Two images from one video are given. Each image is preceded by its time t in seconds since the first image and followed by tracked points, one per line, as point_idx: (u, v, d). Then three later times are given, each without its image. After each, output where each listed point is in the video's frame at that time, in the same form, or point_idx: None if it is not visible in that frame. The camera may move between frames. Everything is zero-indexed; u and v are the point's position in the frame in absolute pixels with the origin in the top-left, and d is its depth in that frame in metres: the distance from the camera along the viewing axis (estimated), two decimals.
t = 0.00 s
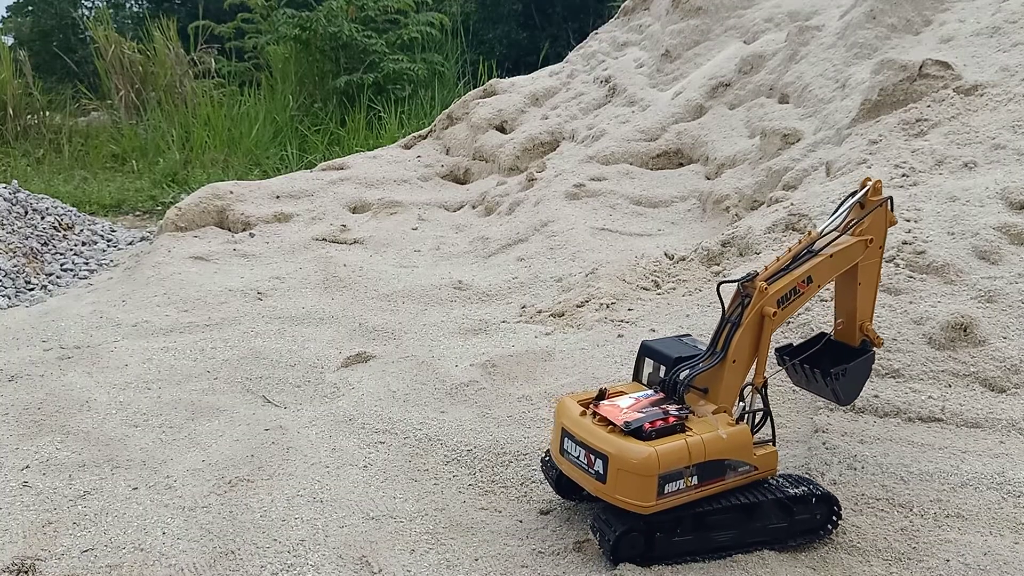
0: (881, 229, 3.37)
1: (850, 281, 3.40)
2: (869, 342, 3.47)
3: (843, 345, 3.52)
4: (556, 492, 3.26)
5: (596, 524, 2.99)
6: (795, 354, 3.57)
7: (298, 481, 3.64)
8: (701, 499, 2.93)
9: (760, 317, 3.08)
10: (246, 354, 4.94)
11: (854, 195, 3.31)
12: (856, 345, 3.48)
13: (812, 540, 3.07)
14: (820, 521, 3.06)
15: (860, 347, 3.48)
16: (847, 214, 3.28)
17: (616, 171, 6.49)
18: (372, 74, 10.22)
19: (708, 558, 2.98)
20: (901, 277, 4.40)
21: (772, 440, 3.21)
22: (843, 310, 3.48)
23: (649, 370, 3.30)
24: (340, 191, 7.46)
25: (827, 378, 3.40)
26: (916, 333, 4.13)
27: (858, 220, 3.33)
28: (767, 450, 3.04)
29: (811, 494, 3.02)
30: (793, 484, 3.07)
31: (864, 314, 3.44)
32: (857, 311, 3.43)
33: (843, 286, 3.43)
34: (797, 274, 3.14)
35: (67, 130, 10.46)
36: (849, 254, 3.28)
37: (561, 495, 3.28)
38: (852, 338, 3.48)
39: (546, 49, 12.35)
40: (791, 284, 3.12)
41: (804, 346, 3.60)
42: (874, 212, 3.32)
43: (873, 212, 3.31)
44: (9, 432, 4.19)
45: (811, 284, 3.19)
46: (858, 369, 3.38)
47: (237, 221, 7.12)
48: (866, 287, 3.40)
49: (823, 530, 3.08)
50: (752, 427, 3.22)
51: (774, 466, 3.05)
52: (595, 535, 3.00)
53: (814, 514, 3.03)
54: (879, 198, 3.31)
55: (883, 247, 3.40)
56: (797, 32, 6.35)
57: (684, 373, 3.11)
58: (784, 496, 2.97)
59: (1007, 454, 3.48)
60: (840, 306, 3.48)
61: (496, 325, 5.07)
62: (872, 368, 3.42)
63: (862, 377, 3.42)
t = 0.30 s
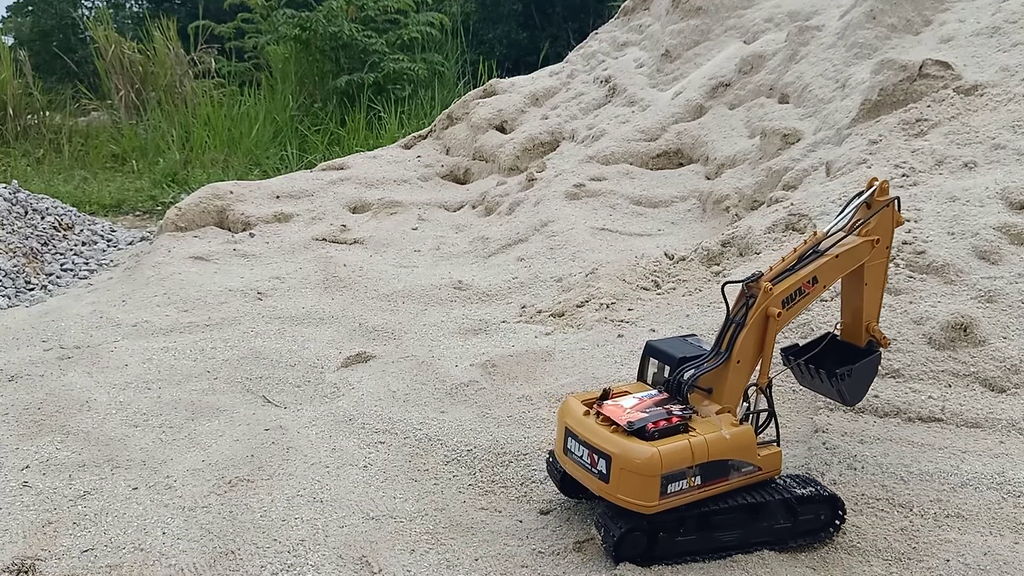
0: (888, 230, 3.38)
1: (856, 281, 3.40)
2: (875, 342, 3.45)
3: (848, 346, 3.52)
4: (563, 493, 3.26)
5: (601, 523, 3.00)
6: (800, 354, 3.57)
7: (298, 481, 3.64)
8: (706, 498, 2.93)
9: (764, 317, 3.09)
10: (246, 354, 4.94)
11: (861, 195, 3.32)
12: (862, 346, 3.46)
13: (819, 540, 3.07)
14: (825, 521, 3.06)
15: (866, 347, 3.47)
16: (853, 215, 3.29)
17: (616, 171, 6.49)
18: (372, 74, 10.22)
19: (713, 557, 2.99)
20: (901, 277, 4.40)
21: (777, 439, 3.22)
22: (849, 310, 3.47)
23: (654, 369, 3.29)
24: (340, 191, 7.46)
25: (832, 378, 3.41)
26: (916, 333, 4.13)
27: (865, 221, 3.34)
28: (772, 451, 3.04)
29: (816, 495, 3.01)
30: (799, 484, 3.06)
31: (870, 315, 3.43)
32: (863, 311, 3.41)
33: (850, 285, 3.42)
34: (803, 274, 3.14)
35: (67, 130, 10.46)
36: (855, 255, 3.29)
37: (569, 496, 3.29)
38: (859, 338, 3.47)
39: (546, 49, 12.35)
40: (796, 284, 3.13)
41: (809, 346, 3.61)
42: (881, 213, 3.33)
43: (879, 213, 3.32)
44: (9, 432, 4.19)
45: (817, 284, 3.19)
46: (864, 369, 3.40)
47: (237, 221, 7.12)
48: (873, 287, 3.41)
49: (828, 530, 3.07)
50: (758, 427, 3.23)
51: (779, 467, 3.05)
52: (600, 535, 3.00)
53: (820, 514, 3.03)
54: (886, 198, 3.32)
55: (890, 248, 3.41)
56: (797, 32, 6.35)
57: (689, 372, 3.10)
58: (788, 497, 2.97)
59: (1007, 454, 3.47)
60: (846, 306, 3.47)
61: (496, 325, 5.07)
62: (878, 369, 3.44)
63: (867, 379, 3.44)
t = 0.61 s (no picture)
0: (890, 218, 3.38)
1: (862, 271, 3.41)
2: (885, 330, 3.49)
3: (859, 335, 3.55)
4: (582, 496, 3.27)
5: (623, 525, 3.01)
6: (810, 346, 3.62)
7: (298, 481, 3.64)
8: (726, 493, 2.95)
9: (772, 310, 3.09)
10: (246, 354, 4.94)
11: (862, 185, 3.31)
12: (872, 334, 3.50)
13: (839, 530, 3.09)
14: (844, 510, 3.08)
15: (877, 336, 3.49)
16: (855, 205, 3.28)
17: (616, 171, 6.49)
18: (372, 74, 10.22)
19: (736, 552, 3.00)
20: (901, 277, 4.40)
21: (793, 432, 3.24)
22: (858, 299, 3.49)
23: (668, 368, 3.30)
24: (340, 191, 7.46)
25: (843, 368, 3.44)
26: (916, 333, 4.13)
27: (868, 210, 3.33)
28: (789, 443, 3.06)
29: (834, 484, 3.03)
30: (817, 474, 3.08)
31: (879, 304, 3.46)
32: (871, 300, 3.44)
33: (856, 275, 3.43)
34: (808, 267, 3.14)
35: (67, 130, 10.46)
36: (859, 245, 3.28)
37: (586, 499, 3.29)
38: (868, 327, 3.50)
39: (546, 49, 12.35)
40: (802, 277, 3.12)
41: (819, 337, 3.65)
42: (882, 201, 3.32)
43: (881, 202, 3.32)
44: (9, 432, 4.19)
45: (822, 276, 3.20)
46: (876, 357, 3.43)
47: (237, 221, 7.12)
48: (879, 277, 3.41)
49: (849, 519, 3.11)
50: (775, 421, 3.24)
51: (796, 458, 3.07)
52: (623, 536, 3.01)
53: (838, 503, 3.06)
54: (887, 187, 3.32)
55: (893, 236, 3.41)
56: (797, 32, 6.35)
57: (701, 370, 3.10)
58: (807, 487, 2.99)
59: (1007, 454, 3.47)
60: (854, 295, 3.49)
61: (497, 325, 5.07)
62: (890, 356, 3.46)
63: (879, 367, 3.47)
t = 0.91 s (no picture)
0: (894, 208, 3.42)
1: (869, 262, 3.44)
2: (894, 318, 3.53)
3: (867, 325, 3.56)
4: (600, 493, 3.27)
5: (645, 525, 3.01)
6: (821, 338, 3.60)
7: (298, 481, 3.64)
8: (747, 488, 2.96)
9: (784, 304, 3.09)
10: (246, 354, 4.94)
11: (865, 176, 3.34)
12: (881, 323, 3.53)
13: (857, 520, 3.13)
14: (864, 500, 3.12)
15: (887, 324, 3.52)
16: (860, 196, 3.30)
17: (616, 171, 6.49)
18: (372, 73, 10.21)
19: (759, 546, 3.01)
20: (901, 277, 4.40)
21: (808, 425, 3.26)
22: (865, 290, 3.52)
23: (682, 367, 3.28)
24: (340, 191, 7.46)
25: (856, 358, 3.45)
26: (916, 333, 4.13)
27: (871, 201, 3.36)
28: (806, 435, 3.09)
29: (853, 475, 3.06)
30: (835, 466, 3.11)
31: (886, 293, 3.50)
32: (879, 291, 3.48)
33: (863, 267, 3.46)
34: (817, 260, 3.14)
35: (67, 130, 10.46)
36: (866, 235, 3.31)
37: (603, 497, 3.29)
38: (878, 316, 3.53)
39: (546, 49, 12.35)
40: (811, 270, 3.13)
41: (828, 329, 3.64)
42: (885, 191, 3.35)
43: (884, 192, 3.35)
44: (9, 432, 4.20)
45: (831, 267, 3.20)
46: (887, 347, 3.46)
47: (237, 221, 7.12)
48: (885, 266, 3.45)
49: (868, 509, 3.15)
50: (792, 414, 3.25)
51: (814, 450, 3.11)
52: (645, 534, 3.01)
53: (858, 494, 3.09)
54: (889, 177, 3.35)
55: (897, 225, 3.44)
56: (796, 32, 6.35)
57: (717, 366, 3.10)
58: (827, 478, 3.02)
59: (1007, 454, 3.47)
60: (861, 286, 3.52)
61: (497, 325, 5.07)
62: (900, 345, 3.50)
63: (889, 356, 3.50)
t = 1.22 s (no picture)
0: (902, 202, 3.42)
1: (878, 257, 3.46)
2: (903, 312, 3.57)
3: (877, 320, 3.61)
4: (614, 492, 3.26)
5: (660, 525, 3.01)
6: (831, 334, 3.60)
7: (298, 481, 3.64)
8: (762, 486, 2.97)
9: (795, 301, 3.11)
10: (245, 354, 4.94)
11: (874, 171, 3.34)
12: (891, 317, 3.58)
13: (869, 515, 3.16)
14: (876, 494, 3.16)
15: (896, 318, 3.58)
16: (868, 191, 3.31)
17: (616, 171, 6.50)
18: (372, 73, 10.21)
19: (773, 543, 3.03)
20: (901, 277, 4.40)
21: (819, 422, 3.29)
22: (875, 284, 3.55)
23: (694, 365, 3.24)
24: (340, 191, 7.46)
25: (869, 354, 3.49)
26: (916, 333, 4.13)
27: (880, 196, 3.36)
28: (819, 432, 3.13)
29: (865, 470, 3.09)
30: (846, 462, 3.13)
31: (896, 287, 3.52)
32: (889, 286, 3.50)
33: (872, 261, 3.49)
34: (827, 256, 3.16)
35: (67, 130, 10.46)
36: (875, 230, 3.32)
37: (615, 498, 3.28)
38: (887, 311, 3.57)
39: (546, 49, 12.35)
40: (822, 267, 3.14)
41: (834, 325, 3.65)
42: (894, 186, 3.36)
43: (893, 186, 3.35)
44: (9, 432, 4.20)
45: (841, 263, 3.22)
46: (897, 341, 3.53)
47: (237, 221, 7.12)
48: (894, 261, 3.47)
49: (880, 505, 3.18)
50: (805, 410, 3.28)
51: (826, 446, 3.15)
52: (660, 533, 3.02)
53: (870, 488, 3.12)
54: (897, 171, 3.35)
55: (906, 219, 3.45)
56: (796, 32, 6.35)
57: (728, 365, 3.07)
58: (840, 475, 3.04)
59: (1007, 454, 3.46)
60: (871, 280, 3.55)
61: (496, 325, 5.07)
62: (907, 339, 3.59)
63: (896, 353, 3.58)
